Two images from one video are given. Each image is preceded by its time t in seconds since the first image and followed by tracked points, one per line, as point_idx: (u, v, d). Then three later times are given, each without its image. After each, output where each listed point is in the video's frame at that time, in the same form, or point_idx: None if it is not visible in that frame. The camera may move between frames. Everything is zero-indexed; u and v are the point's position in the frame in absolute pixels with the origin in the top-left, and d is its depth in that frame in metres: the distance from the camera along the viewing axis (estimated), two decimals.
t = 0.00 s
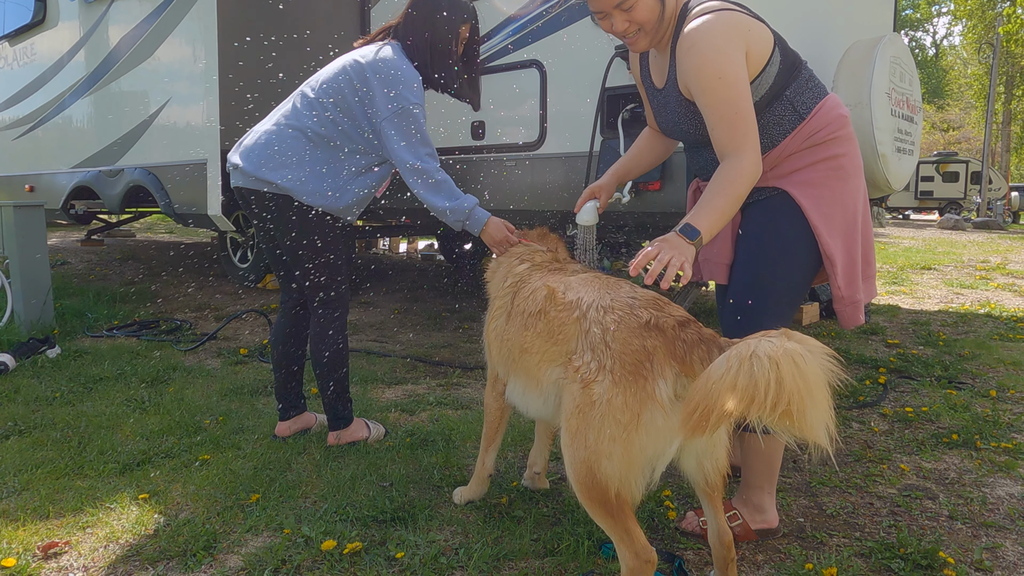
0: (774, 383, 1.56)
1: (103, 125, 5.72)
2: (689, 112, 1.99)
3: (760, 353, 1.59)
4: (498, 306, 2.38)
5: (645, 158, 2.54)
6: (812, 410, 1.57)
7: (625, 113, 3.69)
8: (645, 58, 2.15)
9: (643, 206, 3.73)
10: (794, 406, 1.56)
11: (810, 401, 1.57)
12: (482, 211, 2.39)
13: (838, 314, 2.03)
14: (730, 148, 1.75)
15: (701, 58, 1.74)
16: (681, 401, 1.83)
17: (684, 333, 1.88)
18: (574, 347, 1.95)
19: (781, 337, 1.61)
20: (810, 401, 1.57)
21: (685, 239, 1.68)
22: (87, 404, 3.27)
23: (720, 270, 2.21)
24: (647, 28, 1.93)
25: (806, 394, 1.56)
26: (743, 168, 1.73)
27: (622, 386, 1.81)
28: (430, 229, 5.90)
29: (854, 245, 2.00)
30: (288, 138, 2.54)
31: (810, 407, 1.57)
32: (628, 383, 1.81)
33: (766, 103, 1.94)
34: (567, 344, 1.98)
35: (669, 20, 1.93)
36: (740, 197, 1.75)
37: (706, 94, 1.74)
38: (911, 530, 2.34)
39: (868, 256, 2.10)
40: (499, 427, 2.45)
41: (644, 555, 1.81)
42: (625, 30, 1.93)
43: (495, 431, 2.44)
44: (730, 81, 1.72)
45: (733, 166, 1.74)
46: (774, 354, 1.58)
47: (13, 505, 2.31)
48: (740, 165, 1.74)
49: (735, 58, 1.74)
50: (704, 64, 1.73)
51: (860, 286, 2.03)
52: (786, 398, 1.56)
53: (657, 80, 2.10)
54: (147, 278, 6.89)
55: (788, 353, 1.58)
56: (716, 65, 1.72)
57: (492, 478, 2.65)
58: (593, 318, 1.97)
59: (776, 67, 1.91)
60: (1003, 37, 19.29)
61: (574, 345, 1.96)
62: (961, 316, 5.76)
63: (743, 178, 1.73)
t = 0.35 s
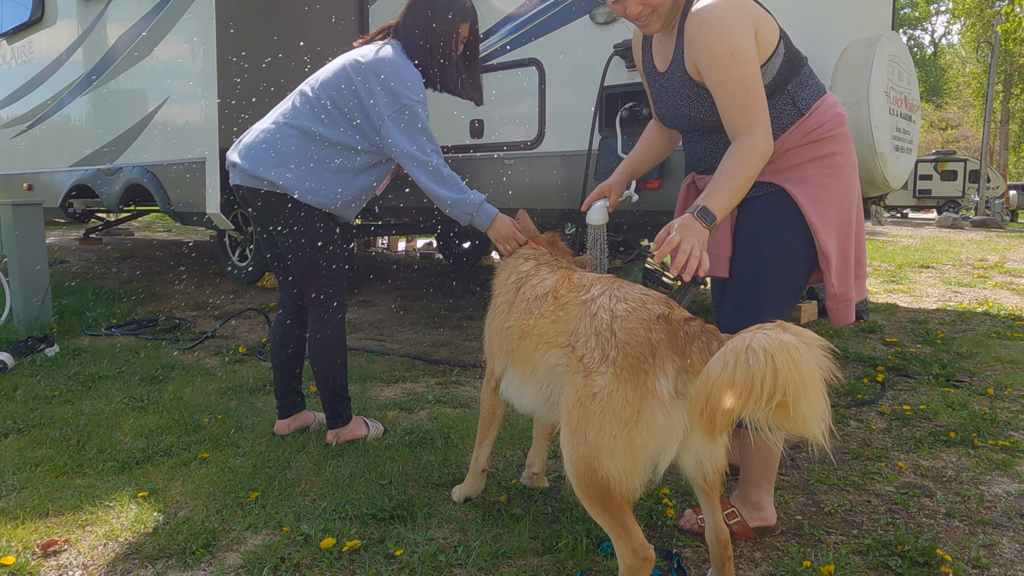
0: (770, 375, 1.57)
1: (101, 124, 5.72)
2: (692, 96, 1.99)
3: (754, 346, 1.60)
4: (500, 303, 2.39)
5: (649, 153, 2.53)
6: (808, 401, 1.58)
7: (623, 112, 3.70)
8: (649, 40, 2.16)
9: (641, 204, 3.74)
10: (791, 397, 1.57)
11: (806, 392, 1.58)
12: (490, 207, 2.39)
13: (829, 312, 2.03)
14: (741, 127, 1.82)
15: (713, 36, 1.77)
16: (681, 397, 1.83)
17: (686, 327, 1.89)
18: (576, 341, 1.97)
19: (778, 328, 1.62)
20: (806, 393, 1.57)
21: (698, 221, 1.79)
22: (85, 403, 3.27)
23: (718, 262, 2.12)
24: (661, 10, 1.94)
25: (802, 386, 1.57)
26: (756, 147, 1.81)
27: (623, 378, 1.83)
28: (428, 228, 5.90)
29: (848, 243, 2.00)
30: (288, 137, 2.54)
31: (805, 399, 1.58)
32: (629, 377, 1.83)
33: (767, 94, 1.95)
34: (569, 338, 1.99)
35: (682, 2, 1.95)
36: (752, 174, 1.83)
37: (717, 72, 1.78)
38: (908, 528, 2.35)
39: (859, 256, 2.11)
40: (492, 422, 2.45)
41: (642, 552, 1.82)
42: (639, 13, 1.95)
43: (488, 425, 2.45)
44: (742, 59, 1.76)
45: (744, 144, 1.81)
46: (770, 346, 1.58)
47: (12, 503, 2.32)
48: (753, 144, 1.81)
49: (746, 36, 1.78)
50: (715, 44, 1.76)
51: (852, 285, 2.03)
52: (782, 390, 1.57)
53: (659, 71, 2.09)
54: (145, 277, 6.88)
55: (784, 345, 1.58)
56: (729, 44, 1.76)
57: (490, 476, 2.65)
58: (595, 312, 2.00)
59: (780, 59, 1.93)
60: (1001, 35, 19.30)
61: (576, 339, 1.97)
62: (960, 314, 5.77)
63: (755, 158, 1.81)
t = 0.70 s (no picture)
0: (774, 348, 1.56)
1: (98, 121, 5.70)
2: (695, 79, 1.99)
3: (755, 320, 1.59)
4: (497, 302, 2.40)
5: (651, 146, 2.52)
6: (809, 375, 1.58)
7: (620, 110, 3.70)
8: (655, 21, 2.17)
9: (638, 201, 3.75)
10: (794, 370, 1.56)
11: (808, 366, 1.58)
12: (496, 206, 2.36)
13: (819, 308, 2.04)
14: (754, 107, 1.83)
15: (725, 15, 1.79)
16: (682, 390, 1.84)
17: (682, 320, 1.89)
18: (574, 338, 1.97)
19: (778, 305, 1.62)
20: (809, 367, 1.57)
21: (715, 210, 1.84)
22: (83, 400, 3.28)
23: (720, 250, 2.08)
24: None
25: (805, 359, 1.57)
26: (768, 127, 1.82)
27: (623, 373, 1.84)
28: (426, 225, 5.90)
29: (838, 241, 2.02)
30: (288, 135, 2.55)
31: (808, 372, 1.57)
32: (629, 372, 1.84)
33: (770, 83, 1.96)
34: (567, 334, 1.99)
35: None
36: (764, 155, 1.85)
37: (729, 51, 1.79)
38: (903, 523, 2.37)
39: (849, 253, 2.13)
40: (488, 421, 2.46)
41: (642, 548, 1.83)
42: None
43: (484, 424, 2.46)
44: (753, 39, 1.78)
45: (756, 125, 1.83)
46: (773, 320, 1.58)
47: (10, 500, 2.32)
48: (765, 123, 1.82)
49: (756, 17, 1.81)
50: (727, 23, 1.78)
51: (842, 282, 2.05)
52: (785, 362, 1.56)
53: (660, 61, 2.10)
54: (142, 274, 6.87)
55: (786, 320, 1.58)
56: (740, 23, 1.78)
57: (488, 472, 2.66)
58: (590, 309, 2.00)
59: (784, 50, 1.96)
60: (998, 33, 19.31)
61: (574, 335, 1.98)
62: (955, 311, 5.79)
63: (767, 138, 1.83)
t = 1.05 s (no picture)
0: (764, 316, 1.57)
1: (94, 118, 5.69)
2: (698, 68, 1.99)
3: (743, 292, 1.59)
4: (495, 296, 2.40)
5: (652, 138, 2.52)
6: (807, 338, 1.57)
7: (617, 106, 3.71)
8: (657, 11, 2.18)
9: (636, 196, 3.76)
10: (790, 336, 1.56)
11: (804, 330, 1.57)
12: (494, 207, 2.35)
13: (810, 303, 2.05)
14: (759, 95, 1.84)
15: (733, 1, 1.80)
16: (682, 382, 1.84)
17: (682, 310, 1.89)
18: (575, 330, 1.98)
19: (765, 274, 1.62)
20: (805, 331, 1.57)
21: (723, 200, 1.86)
22: (80, 396, 3.28)
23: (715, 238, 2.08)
24: None
25: (800, 323, 1.56)
26: (773, 113, 1.83)
27: (623, 364, 1.85)
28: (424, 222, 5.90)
29: (829, 237, 2.03)
30: (285, 132, 2.55)
31: (804, 336, 1.57)
32: (629, 363, 1.85)
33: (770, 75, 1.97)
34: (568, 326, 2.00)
35: None
36: (771, 143, 1.85)
37: (735, 37, 1.80)
38: (899, 518, 2.38)
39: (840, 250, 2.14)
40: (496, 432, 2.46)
41: (637, 542, 1.83)
42: None
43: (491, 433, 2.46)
44: (760, 26, 1.79)
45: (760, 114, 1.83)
46: (760, 290, 1.58)
47: (7, 496, 2.32)
48: (771, 110, 1.83)
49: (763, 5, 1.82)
50: (733, 10, 1.80)
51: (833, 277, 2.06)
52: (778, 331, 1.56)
53: (660, 47, 2.11)
54: (140, 271, 6.87)
55: (774, 288, 1.58)
56: (746, 10, 1.79)
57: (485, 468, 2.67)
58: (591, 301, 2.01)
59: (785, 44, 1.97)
60: (995, 31, 19.33)
61: (574, 328, 1.98)
62: (952, 308, 5.81)
63: (773, 125, 1.83)
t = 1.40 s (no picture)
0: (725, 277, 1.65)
1: (91, 114, 5.68)
2: (698, 64, 1.99)
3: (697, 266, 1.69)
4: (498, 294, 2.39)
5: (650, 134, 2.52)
6: (774, 286, 1.63)
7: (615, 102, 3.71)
8: (658, 6, 2.18)
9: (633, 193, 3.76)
10: (756, 285, 1.62)
11: (768, 281, 1.64)
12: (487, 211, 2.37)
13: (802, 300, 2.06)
14: (762, 91, 1.84)
15: None
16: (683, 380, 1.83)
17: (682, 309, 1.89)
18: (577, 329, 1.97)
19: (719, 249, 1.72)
20: (771, 280, 1.63)
21: (725, 192, 1.86)
22: (77, 392, 3.27)
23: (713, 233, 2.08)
24: None
25: (762, 274, 1.64)
26: (775, 110, 1.83)
27: (623, 363, 1.85)
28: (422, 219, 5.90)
29: (823, 236, 2.03)
30: (282, 129, 2.55)
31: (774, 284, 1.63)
32: (630, 362, 1.84)
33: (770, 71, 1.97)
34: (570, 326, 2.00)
35: None
36: (772, 138, 1.86)
37: (737, 34, 1.81)
38: (895, 513, 2.39)
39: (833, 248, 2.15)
40: (490, 422, 2.47)
41: (639, 538, 1.84)
42: None
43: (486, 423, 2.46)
44: (762, 24, 1.80)
45: (762, 111, 1.83)
46: (720, 258, 1.67)
47: (4, 492, 2.32)
48: (773, 107, 1.83)
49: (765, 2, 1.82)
50: (736, 8, 1.81)
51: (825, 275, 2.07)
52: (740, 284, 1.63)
53: (660, 43, 2.11)
54: (137, 268, 6.85)
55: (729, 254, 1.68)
56: (748, 8, 1.80)
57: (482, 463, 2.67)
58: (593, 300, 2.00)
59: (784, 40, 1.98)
60: (993, 28, 19.34)
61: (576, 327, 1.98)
62: (948, 305, 5.82)
63: (774, 123, 1.83)
